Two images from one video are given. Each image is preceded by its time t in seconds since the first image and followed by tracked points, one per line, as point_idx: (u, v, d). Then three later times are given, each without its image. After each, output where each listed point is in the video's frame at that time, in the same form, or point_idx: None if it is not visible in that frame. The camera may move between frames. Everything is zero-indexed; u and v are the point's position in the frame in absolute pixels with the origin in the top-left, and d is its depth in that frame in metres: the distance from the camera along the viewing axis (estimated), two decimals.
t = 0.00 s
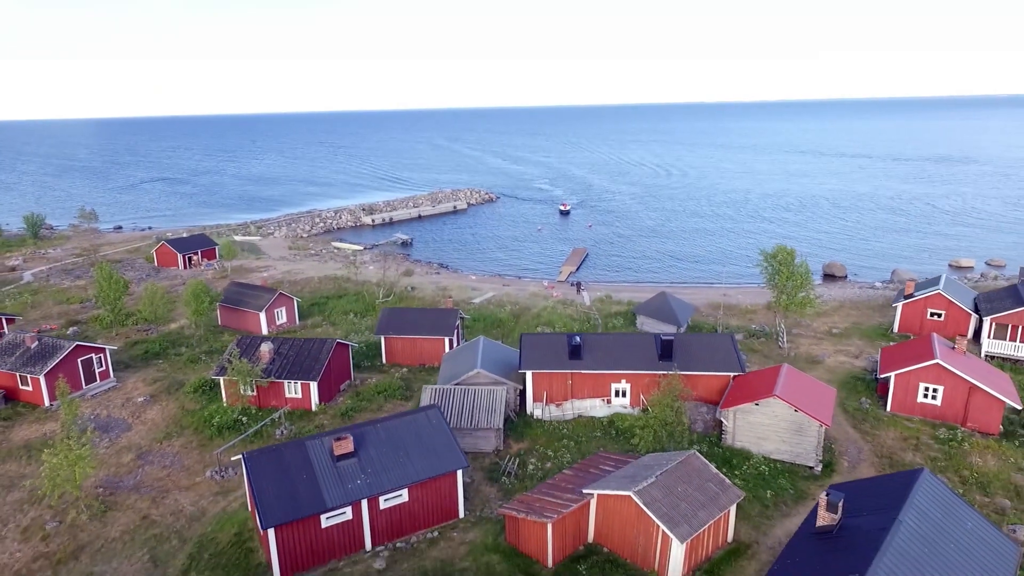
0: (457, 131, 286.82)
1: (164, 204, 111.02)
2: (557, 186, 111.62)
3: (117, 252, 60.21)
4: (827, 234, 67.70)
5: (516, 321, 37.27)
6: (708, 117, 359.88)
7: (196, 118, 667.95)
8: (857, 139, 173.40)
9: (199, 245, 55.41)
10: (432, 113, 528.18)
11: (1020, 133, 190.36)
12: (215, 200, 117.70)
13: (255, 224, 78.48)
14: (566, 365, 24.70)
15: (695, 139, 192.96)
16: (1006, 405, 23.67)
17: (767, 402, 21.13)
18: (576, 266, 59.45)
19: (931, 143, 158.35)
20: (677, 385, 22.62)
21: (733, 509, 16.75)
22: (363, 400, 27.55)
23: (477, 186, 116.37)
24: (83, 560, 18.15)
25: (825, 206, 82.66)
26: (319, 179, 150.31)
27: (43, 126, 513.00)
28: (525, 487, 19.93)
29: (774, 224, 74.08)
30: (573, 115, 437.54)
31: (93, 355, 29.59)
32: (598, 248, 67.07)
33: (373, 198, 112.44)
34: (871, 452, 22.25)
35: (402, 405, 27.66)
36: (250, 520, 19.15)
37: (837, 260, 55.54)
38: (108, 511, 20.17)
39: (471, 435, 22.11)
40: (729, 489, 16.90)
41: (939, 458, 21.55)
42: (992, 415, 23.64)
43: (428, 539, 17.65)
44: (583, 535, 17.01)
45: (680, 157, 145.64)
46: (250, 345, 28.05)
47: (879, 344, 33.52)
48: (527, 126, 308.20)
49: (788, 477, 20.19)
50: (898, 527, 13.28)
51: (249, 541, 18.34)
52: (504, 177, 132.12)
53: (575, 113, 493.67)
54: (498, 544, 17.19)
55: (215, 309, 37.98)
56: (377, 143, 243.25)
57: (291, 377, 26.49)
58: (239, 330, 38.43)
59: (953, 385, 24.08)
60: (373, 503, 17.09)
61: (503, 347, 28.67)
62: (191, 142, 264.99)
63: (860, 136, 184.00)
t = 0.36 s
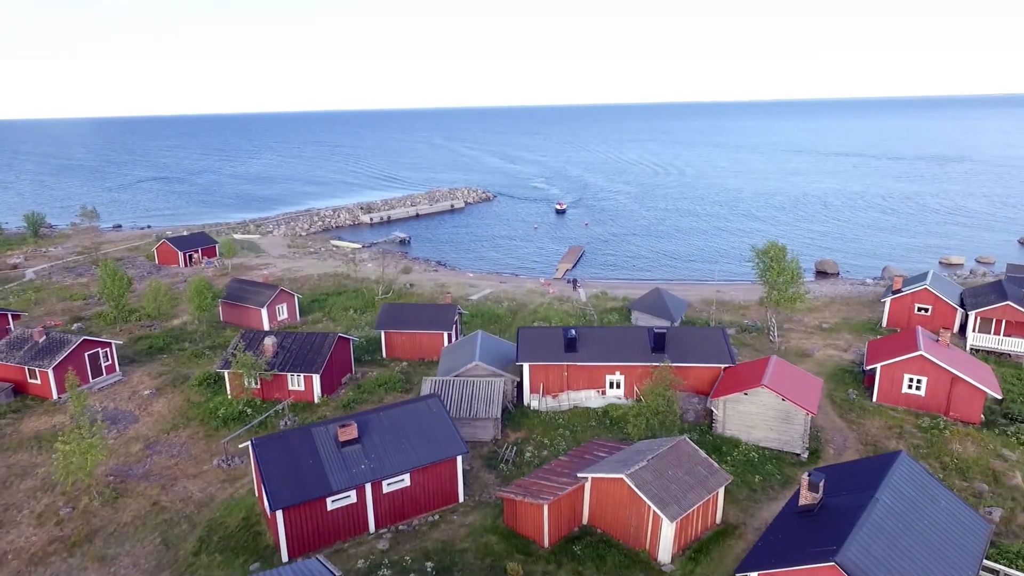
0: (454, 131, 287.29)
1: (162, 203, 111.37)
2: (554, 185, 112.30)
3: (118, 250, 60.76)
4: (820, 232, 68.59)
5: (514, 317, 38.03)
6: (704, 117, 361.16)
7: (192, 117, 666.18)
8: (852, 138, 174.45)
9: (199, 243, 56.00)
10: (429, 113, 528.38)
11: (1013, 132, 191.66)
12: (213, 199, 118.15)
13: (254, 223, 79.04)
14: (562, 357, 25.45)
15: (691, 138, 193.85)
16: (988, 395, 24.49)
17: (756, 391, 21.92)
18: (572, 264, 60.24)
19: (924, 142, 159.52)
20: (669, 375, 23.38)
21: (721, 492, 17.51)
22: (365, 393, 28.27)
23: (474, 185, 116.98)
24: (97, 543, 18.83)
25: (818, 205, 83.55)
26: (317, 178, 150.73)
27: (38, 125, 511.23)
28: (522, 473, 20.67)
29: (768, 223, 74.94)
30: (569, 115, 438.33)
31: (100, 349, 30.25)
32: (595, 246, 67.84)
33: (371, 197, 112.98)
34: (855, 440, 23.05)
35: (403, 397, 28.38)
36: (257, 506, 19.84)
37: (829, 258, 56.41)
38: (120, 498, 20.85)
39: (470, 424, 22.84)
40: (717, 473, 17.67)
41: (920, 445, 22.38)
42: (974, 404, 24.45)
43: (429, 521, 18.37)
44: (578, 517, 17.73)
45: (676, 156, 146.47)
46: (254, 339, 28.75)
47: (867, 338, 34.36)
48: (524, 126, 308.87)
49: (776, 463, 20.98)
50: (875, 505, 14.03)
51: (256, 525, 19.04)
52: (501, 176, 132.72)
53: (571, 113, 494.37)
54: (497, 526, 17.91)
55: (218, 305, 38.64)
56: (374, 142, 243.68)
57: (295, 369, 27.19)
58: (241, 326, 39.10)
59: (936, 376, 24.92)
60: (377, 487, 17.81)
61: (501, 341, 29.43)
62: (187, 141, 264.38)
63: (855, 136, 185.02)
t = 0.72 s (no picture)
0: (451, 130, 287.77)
1: (160, 202, 111.73)
2: (550, 185, 113.09)
3: (119, 248, 61.32)
4: (814, 231, 69.47)
5: (511, 313, 38.80)
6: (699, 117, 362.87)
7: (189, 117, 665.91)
8: (847, 138, 175.67)
9: (199, 242, 56.62)
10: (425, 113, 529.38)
11: (1007, 131, 192.98)
12: (211, 198, 118.63)
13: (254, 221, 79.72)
14: (558, 350, 26.21)
15: (687, 138, 194.94)
16: (970, 386, 25.32)
17: (745, 381, 22.71)
18: (569, 262, 61.03)
19: (918, 142, 160.72)
20: (661, 365, 24.19)
21: (710, 475, 18.29)
22: (366, 385, 29.01)
23: (472, 185, 117.74)
24: (110, 527, 19.52)
25: (812, 204, 84.52)
26: (314, 177, 151.25)
27: (34, 124, 510.01)
28: (520, 460, 21.42)
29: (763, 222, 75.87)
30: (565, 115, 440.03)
31: (107, 344, 30.92)
32: (591, 245, 68.66)
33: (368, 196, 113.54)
34: (841, 429, 23.88)
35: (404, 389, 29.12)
36: (265, 491, 20.56)
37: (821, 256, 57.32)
38: (131, 485, 21.56)
39: (470, 414, 23.60)
40: (706, 458, 18.46)
41: (903, 433, 23.22)
42: (956, 394, 25.29)
43: (431, 505, 19.12)
44: (574, 500, 18.50)
45: (672, 155, 147.39)
46: (258, 333, 29.48)
47: (856, 333, 35.20)
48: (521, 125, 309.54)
49: (764, 449, 21.79)
50: (854, 484, 14.82)
51: (264, 509, 19.77)
52: (498, 176, 133.37)
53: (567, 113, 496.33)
54: (496, 509, 18.66)
55: (220, 302, 39.29)
56: (371, 142, 244.16)
57: (298, 362, 27.90)
58: (243, 321, 39.76)
59: (920, 367, 25.76)
60: (381, 471, 18.55)
61: (499, 335, 30.19)
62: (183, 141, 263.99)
63: (850, 136, 186.20)
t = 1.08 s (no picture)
0: (448, 130, 288.62)
1: (159, 201, 112.25)
2: (548, 185, 113.94)
3: (121, 246, 61.97)
4: (808, 230, 70.45)
5: (510, 309, 39.65)
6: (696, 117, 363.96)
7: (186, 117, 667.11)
8: (842, 138, 176.82)
9: (201, 240, 57.35)
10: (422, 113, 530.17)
11: (1001, 132, 194.72)
12: (210, 198, 119.18)
13: (254, 220, 80.44)
14: (556, 342, 27.03)
15: (683, 138, 195.83)
16: (954, 377, 26.20)
17: (736, 372, 23.52)
18: (566, 260, 61.92)
19: (912, 142, 162.26)
20: (655, 356, 25.09)
21: (701, 459, 19.13)
22: (369, 377, 29.80)
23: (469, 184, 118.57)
24: (125, 510, 20.27)
25: (807, 204, 85.48)
26: (313, 177, 151.99)
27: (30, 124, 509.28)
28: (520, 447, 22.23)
29: (757, 221, 76.87)
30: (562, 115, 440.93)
31: (115, 338, 31.64)
32: (588, 244, 69.55)
33: (367, 196, 114.20)
34: (829, 418, 24.74)
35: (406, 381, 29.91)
36: (274, 477, 21.34)
37: (815, 254, 58.25)
38: (143, 472, 22.32)
39: (470, 404, 24.39)
40: (698, 442, 19.30)
41: (888, 422, 24.10)
42: (941, 385, 26.18)
43: (434, 489, 19.92)
44: (571, 483, 19.32)
45: (669, 155, 148.33)
46: (263, 326, 30.23)
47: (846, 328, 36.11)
48: (518, 125, 310.53)
49: (754, 436, 22.63)
50: (836, 464, 15.68)
51: (273, 493, 20.55)
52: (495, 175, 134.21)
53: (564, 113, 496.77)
54: (497, 492, 19.47)
55: (224, 298, 40.00)
56: (368, 142, 245.01)
57: (303, 355, 28.68)
58: (246, 317, 40.49)
59: (906, 359, 26.64)
60: (386, 456, 19.34)
61: (499, 330, 31.02)
62: (180, 140, 264.34)
63: (845, 136, 187.49)
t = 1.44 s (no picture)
0: (446, 131, 289.39)
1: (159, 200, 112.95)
2: (546, 185, 114.84)
3: (125, 244, 62.66)
4: (801, 229, 71.52)
5: (510, 305, 40.52)
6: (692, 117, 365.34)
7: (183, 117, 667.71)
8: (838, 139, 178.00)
9: (204, 238, 58.07)
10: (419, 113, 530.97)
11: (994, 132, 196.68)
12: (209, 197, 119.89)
13: (254, 219, 81.16)
14: (556, 335, 27.90)
15: (680, 138, 196.82)
16: (939, 368, 27.15)
17: (729, 362, 24.41)
18: (564, 258, 62.82)
19: (906, 142, 163.90)
20: (651, 348, 25.96)
21: (694, 444, 20.02)
22: (373, 370, 30.64)
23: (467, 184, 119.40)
24: (142, 494, 21.10)
25: (802, 203, 86.53)
26: (311, 177, 152.66)
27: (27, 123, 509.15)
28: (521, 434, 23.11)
29: (753, 221, 77.86)
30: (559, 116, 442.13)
31: (125, 332, 32.43)
32: (586, 243, 70.44)
33: (366, 195, 115.13)
34: (819, 407, 25.66)
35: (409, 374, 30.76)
36: (284, 463, 22.17)
37: (808, 253, 59.24)
38: (157, 459, 23.14)
39: (473, 394, 25.23)
40: (692, 428, 20.19)
41: (875, 410, 25.03)
42: (926, 376, 27.12)
43: (439, 474, 20.78)
44: (571, 467, 20.20)
45: (666, 156, 149.38)
46: (270, 320, 31.04)
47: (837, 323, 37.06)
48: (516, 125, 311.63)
49: (746, 424, 23.53)
50: (821, 445, 16.57)
51: (284, 478, 21.38)
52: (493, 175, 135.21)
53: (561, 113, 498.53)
54: (499, 476, 20.32)
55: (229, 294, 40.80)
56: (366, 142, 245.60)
57: (309, 348, 29.51)
58: (251, 313, 41.27)
59: (894, 351, 27.57)
60: (393, 441, 20.19)
61: (499, 323, 31.89)
62: (178, 141, 264.75)
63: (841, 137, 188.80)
